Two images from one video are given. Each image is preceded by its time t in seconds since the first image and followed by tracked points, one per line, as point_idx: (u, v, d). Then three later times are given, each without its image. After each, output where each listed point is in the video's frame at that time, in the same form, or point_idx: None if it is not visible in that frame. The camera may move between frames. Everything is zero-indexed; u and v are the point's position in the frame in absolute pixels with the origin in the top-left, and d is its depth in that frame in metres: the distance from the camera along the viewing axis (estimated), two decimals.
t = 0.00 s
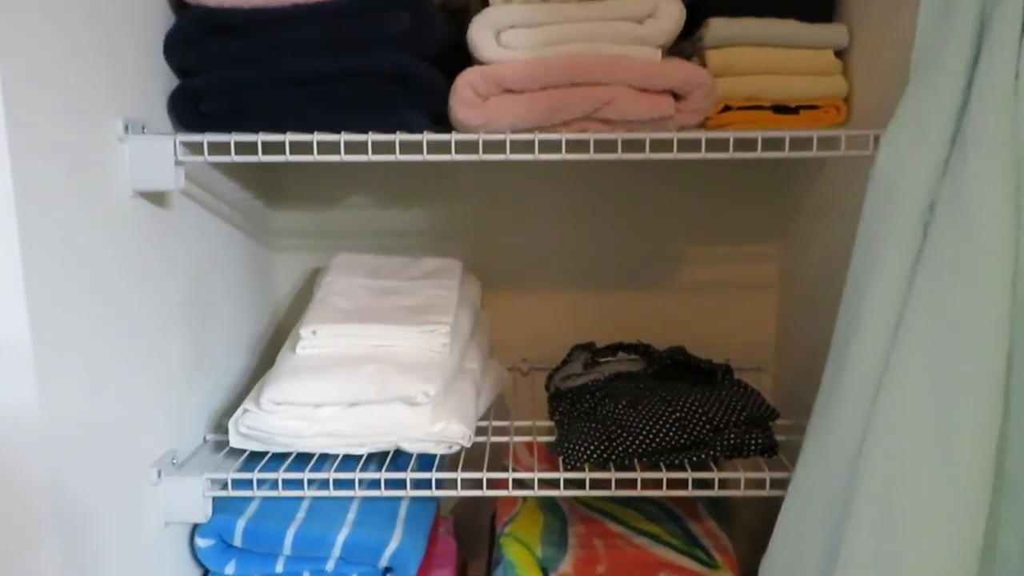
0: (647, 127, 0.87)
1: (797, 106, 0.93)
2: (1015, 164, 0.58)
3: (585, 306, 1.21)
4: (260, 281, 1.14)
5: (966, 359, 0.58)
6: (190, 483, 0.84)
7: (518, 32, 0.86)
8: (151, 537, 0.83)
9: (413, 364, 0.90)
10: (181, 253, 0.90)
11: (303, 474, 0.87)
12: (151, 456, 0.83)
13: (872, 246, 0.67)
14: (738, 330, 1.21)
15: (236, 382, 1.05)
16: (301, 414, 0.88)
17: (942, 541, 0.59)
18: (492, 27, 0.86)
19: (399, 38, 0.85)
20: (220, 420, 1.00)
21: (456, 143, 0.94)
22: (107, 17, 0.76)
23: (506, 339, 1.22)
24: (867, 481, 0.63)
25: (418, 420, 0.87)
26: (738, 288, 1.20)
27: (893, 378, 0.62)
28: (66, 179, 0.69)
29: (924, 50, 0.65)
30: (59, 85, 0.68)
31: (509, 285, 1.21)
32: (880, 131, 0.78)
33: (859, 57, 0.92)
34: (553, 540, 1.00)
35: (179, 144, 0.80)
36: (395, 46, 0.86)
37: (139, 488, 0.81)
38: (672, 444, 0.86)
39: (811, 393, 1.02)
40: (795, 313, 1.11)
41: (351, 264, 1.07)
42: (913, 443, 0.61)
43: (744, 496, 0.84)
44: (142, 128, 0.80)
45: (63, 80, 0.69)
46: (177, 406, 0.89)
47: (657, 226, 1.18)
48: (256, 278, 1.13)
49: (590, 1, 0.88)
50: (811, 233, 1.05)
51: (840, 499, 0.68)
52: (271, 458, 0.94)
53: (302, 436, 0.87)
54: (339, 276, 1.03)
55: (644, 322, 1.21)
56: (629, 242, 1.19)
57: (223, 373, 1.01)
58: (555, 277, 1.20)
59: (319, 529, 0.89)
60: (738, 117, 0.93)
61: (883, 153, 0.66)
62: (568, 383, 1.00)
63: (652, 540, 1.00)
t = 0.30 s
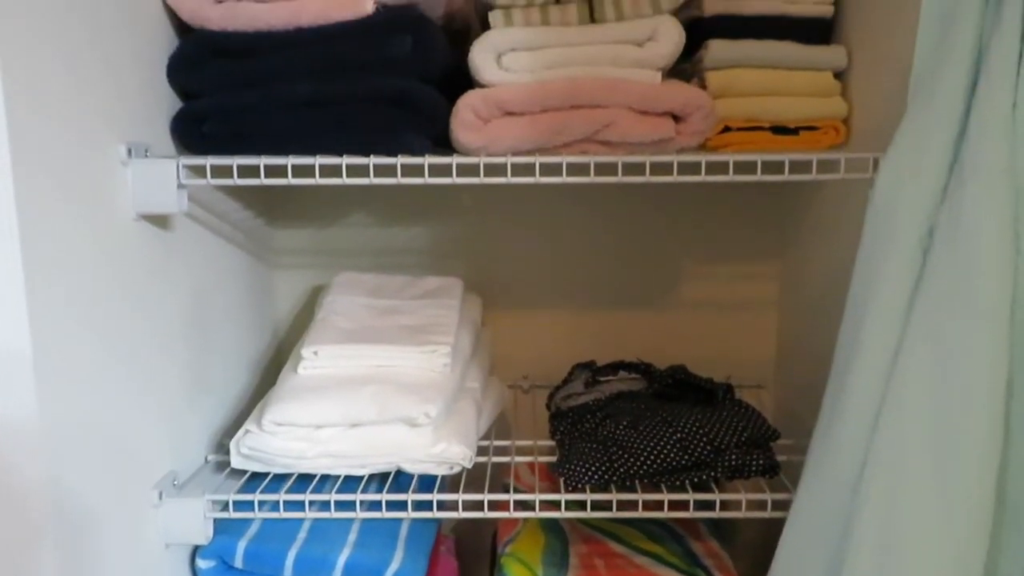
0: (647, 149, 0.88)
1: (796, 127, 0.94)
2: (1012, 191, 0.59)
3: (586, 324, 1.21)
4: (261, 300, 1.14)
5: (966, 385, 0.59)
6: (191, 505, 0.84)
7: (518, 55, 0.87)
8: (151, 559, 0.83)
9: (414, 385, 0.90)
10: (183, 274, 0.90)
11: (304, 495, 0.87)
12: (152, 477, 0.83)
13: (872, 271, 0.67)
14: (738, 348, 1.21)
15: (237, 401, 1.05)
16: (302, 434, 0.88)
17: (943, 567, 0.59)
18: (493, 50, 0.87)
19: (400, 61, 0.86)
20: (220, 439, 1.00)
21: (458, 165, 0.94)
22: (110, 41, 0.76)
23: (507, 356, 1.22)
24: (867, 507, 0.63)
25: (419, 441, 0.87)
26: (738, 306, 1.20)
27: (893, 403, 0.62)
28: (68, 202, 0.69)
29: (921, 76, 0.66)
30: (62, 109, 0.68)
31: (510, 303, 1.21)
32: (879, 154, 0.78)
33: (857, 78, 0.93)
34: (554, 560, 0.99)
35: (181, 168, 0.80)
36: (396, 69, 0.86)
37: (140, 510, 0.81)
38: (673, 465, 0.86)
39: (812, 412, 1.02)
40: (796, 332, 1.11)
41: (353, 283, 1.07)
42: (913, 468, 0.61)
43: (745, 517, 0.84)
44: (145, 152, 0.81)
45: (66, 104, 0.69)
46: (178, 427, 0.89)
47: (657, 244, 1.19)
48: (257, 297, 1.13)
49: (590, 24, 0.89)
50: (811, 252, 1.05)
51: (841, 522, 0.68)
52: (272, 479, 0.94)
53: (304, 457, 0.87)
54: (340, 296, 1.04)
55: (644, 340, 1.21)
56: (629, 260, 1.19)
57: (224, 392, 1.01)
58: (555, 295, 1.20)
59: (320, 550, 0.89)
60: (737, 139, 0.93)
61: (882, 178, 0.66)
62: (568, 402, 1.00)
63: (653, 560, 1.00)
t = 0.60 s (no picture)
0: (647, 166, 0.88)
1: (795, 143, 0.94)
2: (1011, 212, 0.59)
3: (585, 338, 1.21)
4: (262, 315, 1.15)
5: (965, 405, 0.59)
6: (191, 523, 0.84)
7: (519, 72, 0.87)
8: None
9: (414, 401, 0.90)
10: (183, 290, 0.90)
11: (303, 512, 0.86)
12: (152, 495, 0.83)
13: (871, 290, 0.68)
14: (739, 361, 1.22)
15: (237, 417, 1.05)
16: (302, 451, 0.88)
17: None
18: (493, 68, 0.87)
19: (400, 79, 0.86)
20: (221, 455, 1.00)
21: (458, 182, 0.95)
22: (112, 59, 0.77)
23: (507, 371, 1.22)
24: (867, 527, 0.63)
25: (420, 458, 0.87)
26: (738, 320, 1.20)
27: (892, 422, 0.62)
28: (69, 221, 0.69)
29: (919, 96, 0.66)
30: (63, 127, 0.69)
31: (510, 317, 1.21)
32: (878, 172, 0.78)
33: (855, 94, 0.93)
34: None
35: (183, 186, 0.80)
36: (397, 88, 0.87)
37: (140, 527, 0.81)
38: (673, 482, 0.86)
39: (812, 427, 1.02)
40: (796, 345, 1.11)
41: (353, 298, 1.08)
42: (913, 488, 0.61)
43: (745, 534, 0.84)
44: (146, 170, 0.81)
45: (68, 122, 0.69)
46: (178, 444, 0.89)
47: (656, 258, 1.19)
48: (257, 312, 1.13)
49: (589, 42, 0.89)
50: (811, 266, 1.05)
51: (841, 541, 0.68)
52: (273, 496, 0.94)
53: (304, 473, 0.88)
54: (341, 311, 1.04)
55: (643, 354, 1.21)
56: (628, 275, 1.19)
57: (224, 408, 1.01)
58: (555, 309, 1.21)
59: (320, 567, 0.89)
60: (737, 155, 0.94)
61: (881, 197, 0.67)
62: (568, 418, 1.00)
63: None
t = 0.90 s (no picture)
0: (649, 189, 0.88)
1: (796, 164, 0.94)
2: (1012, 241, 0.59)
3: (588, 357, 1.21)
4: (265, 334, 1.15)
5: (967, 433, 0.59)
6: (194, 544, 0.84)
7: (521, 95, 0.88)
8: None
9: (417, 422, 0.90)
10: (188, 311, 0.91)
11: (306, 533, 0.87)
12: (156, 515, 0.83)
13: (872, 316, 0.68)
14: (741, 380, 1.22)
15: (240, 436, 1.05)
16: (305, 472, 0.88)
17: None
18: (496, 91, 0.88)
19: (404, 103, 0.87)
20: (224, 475, 1.00)
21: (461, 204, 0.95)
22: (119, 82, 0.77)
23: (510, 389, 1.23)
24: (869, 553, 0.63)
25: (422, 479, 0.87)
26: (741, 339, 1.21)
27: (894, 449, 0.63)
28: (75, 243, 0.70)
29: (920, 122, 0.67)
30: (70, 148, 0.69)
31: (512, 336, 1.21)
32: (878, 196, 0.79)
33: (856, 116, 0.93)
34: None
35: (188, 209, 0.81)
36: (401, 111, 0.87)
37: (144, 549, 0.81)
38: (676, 504, 0.86)
39: (815, 448, 1.02)
40: (798, 364, 1.12)
41: (356, 317, 1.08)
42: (914, 515, 0.61)
43: (747, 557, 0.84)
44: (152, 193, 0.82)
45: (75, 145, 0.70)
46: (182, 465, 0.89)
47: (658, 277, 1.19)
48: (261, 331, 1.14)
49: (592, 65, 0.90)
50: (813, 286, 1.06)
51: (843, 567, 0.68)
52: (275, 517, 0.95)
53: (306, 494, 0.88)
54: (344, 331, 1.04)
55: (646, 372, 1.22)
56: (630, 294, 1.20)
57: (228, 428, 1.01)
58: (557, 327, 1.21)
59: None
60: (738, 176, 0.94)
61: (882, 223, 0.67)
62: (571, 437, 1.00)
63: None
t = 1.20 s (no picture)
0: (649, 210, 0.89)
1: (797, 184, 0.94)
2: (1011, 266, 0.59)
3: (588, 375, 1.21)
4: (266, 353, 1.15)
5: (968, 458, 0.59)
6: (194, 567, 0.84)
7: (522, 117, 0.89)
8: None
9: (417, 442, 0.90)
10: (189, 331, 0.91)
11: (305, 556, 0.86)
12: (156, 536, 0.83)
13: (872, 339, 0.68)
14: (742, 398, 1.22)
15: (241, 456, 1.05)
16: (306, 493, 0.88)
17: None
18: (497, 113, 0.88)
19: (405, 125, 0.87)
20: (224, 495, 1.00)
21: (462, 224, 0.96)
22: (122, 104, 0.78)
23: (511, 407, 1.23)
24: None
25: (423, 500, 0.87)
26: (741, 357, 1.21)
27: (895, 474, 0.63)
28: (77, 265, 0.70)
29: (918, 146, 0.67)
30: (73, 169, 0.69)
31: (513, 354, 1.22)
32: (878, 218, 0.79)
33: (856, 136, 0.93)
34: None
35: (189, 231, 0.81)
36: (402, 133, 0.88)
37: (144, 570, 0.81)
38: (677, 526, 0.86)
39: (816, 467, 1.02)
40: (799, 383, 1.12)
41: (356, 336, 1.08)
42: (915, 541, 0.61)
43: None
44: (154, 215, 0.82)
45: (78, 165, 0.70)
46: (182, 485, 0.89)
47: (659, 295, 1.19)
48: (262, 350, 1.14)
49: (592, 87, 0.90)
50: (813, 306, 1.06)
51: None
52: (275, 538, 0.94)
53: (307, 515, 0.88)
54: (345, 350, 1.04)
55: (646, 391, 1.22)
56: (630, 313, 1.20)
57: (228, 447, 1.01)
58: (558, 346, 1.21)
59: None
60: (739, 197, 0.94)
61: (882, 247, 0.67)
62: (572, 457, 1.00)
63: None
